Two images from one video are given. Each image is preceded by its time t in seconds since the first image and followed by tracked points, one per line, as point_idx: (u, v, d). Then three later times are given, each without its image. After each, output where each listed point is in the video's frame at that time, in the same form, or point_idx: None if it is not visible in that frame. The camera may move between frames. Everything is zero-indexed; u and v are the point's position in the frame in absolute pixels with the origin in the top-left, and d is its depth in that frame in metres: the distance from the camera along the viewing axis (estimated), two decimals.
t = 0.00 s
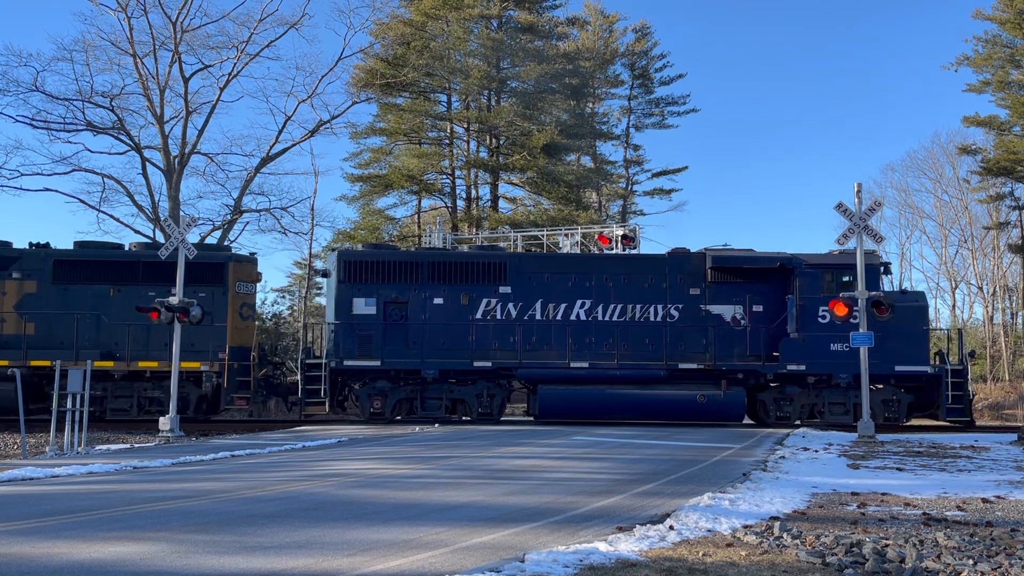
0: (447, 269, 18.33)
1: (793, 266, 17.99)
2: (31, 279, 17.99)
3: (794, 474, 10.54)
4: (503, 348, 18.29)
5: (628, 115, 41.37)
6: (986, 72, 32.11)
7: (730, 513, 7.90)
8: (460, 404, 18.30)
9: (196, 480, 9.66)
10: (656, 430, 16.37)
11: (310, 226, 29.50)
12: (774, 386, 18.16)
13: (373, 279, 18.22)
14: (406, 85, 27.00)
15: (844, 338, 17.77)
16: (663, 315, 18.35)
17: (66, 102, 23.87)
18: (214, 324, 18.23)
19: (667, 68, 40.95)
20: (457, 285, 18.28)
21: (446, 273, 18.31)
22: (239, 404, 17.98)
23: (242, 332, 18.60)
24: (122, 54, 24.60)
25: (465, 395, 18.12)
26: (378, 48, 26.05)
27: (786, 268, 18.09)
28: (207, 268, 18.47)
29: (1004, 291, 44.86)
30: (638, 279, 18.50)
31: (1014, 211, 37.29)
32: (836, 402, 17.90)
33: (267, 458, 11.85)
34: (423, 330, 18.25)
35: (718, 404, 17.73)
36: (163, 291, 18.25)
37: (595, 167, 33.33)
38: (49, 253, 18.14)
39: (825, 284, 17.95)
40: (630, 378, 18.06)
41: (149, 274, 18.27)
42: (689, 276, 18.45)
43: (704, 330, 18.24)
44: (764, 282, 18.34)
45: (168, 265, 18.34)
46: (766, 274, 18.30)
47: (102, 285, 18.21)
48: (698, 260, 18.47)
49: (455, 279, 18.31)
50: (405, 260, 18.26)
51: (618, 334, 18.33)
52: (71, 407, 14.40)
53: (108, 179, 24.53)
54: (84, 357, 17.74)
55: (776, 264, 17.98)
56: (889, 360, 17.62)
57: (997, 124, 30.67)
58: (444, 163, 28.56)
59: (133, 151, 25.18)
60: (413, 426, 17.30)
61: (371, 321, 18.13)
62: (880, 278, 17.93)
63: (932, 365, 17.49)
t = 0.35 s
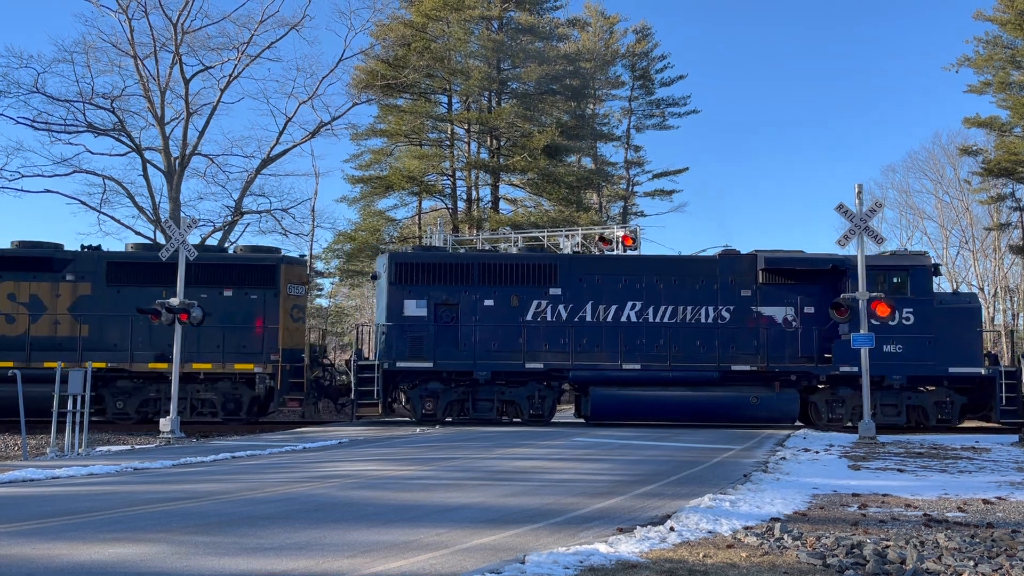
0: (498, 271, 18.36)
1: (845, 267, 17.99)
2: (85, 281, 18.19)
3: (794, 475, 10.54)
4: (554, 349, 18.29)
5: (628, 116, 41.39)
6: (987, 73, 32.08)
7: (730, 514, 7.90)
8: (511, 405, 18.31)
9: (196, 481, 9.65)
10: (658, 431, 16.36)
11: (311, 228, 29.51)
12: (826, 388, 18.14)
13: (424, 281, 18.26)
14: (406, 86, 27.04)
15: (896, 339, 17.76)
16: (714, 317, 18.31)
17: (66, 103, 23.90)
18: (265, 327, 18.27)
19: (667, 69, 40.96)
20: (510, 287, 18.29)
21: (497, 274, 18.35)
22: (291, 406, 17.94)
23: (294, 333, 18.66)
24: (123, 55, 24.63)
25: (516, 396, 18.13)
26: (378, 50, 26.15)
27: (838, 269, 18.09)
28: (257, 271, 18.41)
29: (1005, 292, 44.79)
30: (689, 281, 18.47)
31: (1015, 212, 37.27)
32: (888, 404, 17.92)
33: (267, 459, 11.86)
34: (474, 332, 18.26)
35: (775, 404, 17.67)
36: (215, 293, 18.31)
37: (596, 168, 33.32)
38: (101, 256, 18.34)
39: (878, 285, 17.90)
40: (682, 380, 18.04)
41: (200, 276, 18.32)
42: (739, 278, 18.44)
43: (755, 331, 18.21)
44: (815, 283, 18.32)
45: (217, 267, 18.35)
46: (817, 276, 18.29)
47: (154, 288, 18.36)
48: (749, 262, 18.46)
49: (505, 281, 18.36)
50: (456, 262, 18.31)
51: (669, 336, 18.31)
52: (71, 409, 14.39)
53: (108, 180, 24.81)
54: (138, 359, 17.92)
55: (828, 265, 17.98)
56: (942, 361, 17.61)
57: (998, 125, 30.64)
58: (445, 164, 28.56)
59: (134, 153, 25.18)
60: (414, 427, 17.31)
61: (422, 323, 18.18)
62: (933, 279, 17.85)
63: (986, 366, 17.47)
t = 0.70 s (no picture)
0: (549, 273, 18.46)
1: (899, 269, 17.83)
2: (138, 283, 18.23)
3: (796, 476, 10.54)
4: (605, 351, 18.29)
5: (629, 117, 41.42)
6: (988, 73, 32.05)
7: (731, 515, 7.90)
8: (562, 407, 18.40)
9: (198, 483, 9.66)
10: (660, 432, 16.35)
11: (312, 229, 29.55)
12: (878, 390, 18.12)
13: (475, 283, 18.44)
14: (406, 88, 27.08)
15: (950, 341, 17.69)
16: (766, 318, 18.20)
17: (68, 105, 23.96)
18: (318, 328, 18.30)
19: (667, 70, 40.97)
20: (561, 289, 18.43)
21: (547, 277, 18.44)
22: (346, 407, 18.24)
23: (345, 334, 18.79)
24: (124, 57, 24.66)
25: (567, 398, 18.22)
26: (379, 51, 26.29)
27: (892, 270, 17.87)
28: (310, 272, 18.50)
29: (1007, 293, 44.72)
30: (740, 282, 18.38)
31: (1016, 212, 37.31)
32: (942, 405, 17.94)
33: (269, 460, 11.87)
34: (525, 333, 18.37)
35: (818, 406, 17.71)
36: (269, 294, 18.38)
37: (597, 169, 33.34)
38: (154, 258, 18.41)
39: (931, 286, 17.83)
40: (733, 382, 18.06)
41: (253, 278, 18.37)
42: (791, 279, 18.31)
43: (807, 333, 18.08)
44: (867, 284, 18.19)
45: (270, 269, 18.39)
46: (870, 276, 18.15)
47: (206, 289, 18.35)
48: (802, 264, 18.30)
49: (556, 283, 18.45)
50: (507, 264, 18.43)
51: (722, 337, 18.22)
52: (73, 410, 14.41)
53: (109, 181, 24.86)
54: (193, 361, 17.92)
55: (882, 266, 17.76)
56: (997, 362, 17.58)
57: (999, 126, 30.63)
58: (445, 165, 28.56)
59: (136, 154, 25.21)
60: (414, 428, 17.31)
61: (474, 325, 18.35)
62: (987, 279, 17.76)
63: None
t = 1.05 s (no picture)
0: (600, 274, 18.42)
1: (952, 269, 17.81)
2: (190, 284, 18.20)
3: (797, 477, 10.54)
4: (657, 352, 18.21)
5: (630, 118, 41.43)
6: (989, 74, 32.03)
7: (732, 515, 7.90)
8: (614, 408, 18.18)
9: (199, 484, 9.67)
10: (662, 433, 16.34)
11: (313, 230, 29.59)
12: (931, 391, 18.05)
13: (526, 284, 18.47)
14: (407, 89, 27.11)
15: (1004, 341, 17.58)
16: (818, 319, 18.15)
17: (69, 107, 24.01)
18: (369, 330, 18.34)
19: (668, 70, 40.98)
20: (612, 290, 18.40)
21: (598, 278, 18.40)
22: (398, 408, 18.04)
23: (396, 335, 18.71)
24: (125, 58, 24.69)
25: (618, 399, 17.99)
26: (379, 52, 26.29)
27: (945, 272, 17.93)
28: (361, 274, 18.52)
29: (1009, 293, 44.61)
30: (792, 283, 18.30)
31: (1016, 212, 37.32)
32: (995, 407, 17.77)
33: (270, 462, 11.87)
34: (576, 335, 18.32)
35: (813, 405, 17.67)
36: (321, 296, 18.38)
37: (597, 169, 33.34)
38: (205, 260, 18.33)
39: (985, 287, 17.71)
40: (789, 384, 17.87)
41: (304, 280, 18.35)
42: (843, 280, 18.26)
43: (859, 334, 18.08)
44: (920, 286, 18.24)
45: (321, 270, 18.43)
46: (923, 278, 18.21)
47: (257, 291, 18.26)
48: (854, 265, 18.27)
49: (608, 284, 18.39)
50: (557, 265, 18.42)
51: (774, 338, 18.15)
52: (74, 411, 14.44)
53: (110, 181, 25.05)
54: (246, 363, 17.88)
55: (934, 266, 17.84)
56: None
57: (1000, 126, 30.60)
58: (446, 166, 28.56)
59: (137, 156, 25.26)
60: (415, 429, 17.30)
61: (525, 326, 18.33)
62: None
63: None
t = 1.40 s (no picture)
0: (651, 275, 18.41)
1: (1007, 270, 17.79)
2: (243, 285, 18.19)
3: (798, 477, 10.54)
4: (707, 352, 18.15)
5: (631, 118, 41.44)
6: (989, 74, 32.03)
7: (734, 515, 7.90)
8: (665, 409, 18.07)
9: (199, 484, 9.68)
10: (663, 433, 16.33)
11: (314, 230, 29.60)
12: (984, 391, 17.88)
13: (577, 285, 18.45)
14: (408, 89, 27.15)
15: None
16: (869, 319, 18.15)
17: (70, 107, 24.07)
18: (421, 330, 18.25)
19: (668, 70, 40.98)
20: (662, 291, 18.38)
21: (649, 278, 18.39)
22: (449, 409, 17.85)
23: (446, 336, 18.74)
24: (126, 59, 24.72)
25: (671, 401, 17.88)
26: (380, 53, 26.32)
27: (998, 272, 17.89)
28: (412, 274, 18.48)
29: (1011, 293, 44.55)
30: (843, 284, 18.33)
31: (1017, 212, 37.29)
32: None
33: (271, 462, 11.87)
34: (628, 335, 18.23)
35: (811, 406, 17.67)
36: (372, 297, 18.38)
37: (598, 170, 33.35)
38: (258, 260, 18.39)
39: None
40: (842, 385, 17.79)
41: (355, 280, 18.36)
42: (893, 280, 18.28)
43: (911, 333, 18.05)
44: (973, 286, 18.12)
45: (373, 271, 18.43)
46: (975, 278, 18.11)
47: (311, 292, 18.35)
48: (905, 265, 18.29)
49: (659, 285, 18.39)
50: (608, 266, 18.42)
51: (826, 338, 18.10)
52: (76, 412, 14.46)
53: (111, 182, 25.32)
54: (300, 363, 17.90)
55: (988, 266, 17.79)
56: None
57: (1001, 126, 30.58)
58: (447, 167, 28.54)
59: (138, 156, 25.30)
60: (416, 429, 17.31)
61: (576, 326, 18.27)
62: None
63: None
